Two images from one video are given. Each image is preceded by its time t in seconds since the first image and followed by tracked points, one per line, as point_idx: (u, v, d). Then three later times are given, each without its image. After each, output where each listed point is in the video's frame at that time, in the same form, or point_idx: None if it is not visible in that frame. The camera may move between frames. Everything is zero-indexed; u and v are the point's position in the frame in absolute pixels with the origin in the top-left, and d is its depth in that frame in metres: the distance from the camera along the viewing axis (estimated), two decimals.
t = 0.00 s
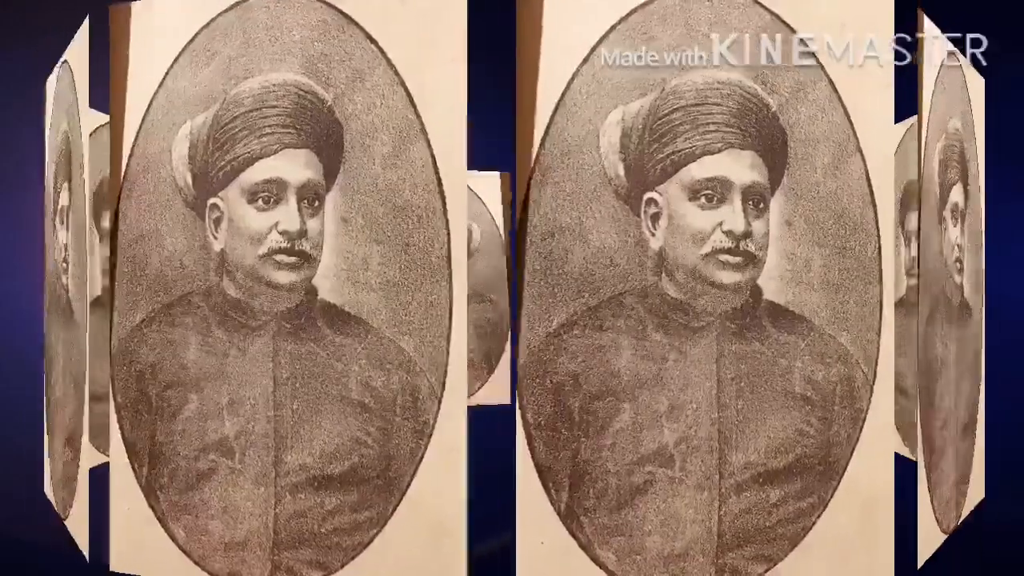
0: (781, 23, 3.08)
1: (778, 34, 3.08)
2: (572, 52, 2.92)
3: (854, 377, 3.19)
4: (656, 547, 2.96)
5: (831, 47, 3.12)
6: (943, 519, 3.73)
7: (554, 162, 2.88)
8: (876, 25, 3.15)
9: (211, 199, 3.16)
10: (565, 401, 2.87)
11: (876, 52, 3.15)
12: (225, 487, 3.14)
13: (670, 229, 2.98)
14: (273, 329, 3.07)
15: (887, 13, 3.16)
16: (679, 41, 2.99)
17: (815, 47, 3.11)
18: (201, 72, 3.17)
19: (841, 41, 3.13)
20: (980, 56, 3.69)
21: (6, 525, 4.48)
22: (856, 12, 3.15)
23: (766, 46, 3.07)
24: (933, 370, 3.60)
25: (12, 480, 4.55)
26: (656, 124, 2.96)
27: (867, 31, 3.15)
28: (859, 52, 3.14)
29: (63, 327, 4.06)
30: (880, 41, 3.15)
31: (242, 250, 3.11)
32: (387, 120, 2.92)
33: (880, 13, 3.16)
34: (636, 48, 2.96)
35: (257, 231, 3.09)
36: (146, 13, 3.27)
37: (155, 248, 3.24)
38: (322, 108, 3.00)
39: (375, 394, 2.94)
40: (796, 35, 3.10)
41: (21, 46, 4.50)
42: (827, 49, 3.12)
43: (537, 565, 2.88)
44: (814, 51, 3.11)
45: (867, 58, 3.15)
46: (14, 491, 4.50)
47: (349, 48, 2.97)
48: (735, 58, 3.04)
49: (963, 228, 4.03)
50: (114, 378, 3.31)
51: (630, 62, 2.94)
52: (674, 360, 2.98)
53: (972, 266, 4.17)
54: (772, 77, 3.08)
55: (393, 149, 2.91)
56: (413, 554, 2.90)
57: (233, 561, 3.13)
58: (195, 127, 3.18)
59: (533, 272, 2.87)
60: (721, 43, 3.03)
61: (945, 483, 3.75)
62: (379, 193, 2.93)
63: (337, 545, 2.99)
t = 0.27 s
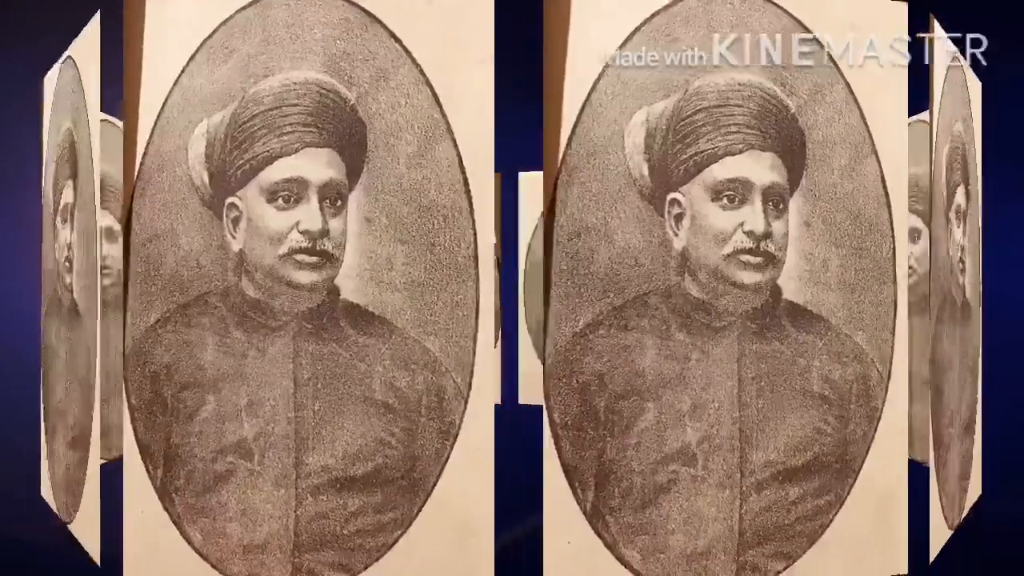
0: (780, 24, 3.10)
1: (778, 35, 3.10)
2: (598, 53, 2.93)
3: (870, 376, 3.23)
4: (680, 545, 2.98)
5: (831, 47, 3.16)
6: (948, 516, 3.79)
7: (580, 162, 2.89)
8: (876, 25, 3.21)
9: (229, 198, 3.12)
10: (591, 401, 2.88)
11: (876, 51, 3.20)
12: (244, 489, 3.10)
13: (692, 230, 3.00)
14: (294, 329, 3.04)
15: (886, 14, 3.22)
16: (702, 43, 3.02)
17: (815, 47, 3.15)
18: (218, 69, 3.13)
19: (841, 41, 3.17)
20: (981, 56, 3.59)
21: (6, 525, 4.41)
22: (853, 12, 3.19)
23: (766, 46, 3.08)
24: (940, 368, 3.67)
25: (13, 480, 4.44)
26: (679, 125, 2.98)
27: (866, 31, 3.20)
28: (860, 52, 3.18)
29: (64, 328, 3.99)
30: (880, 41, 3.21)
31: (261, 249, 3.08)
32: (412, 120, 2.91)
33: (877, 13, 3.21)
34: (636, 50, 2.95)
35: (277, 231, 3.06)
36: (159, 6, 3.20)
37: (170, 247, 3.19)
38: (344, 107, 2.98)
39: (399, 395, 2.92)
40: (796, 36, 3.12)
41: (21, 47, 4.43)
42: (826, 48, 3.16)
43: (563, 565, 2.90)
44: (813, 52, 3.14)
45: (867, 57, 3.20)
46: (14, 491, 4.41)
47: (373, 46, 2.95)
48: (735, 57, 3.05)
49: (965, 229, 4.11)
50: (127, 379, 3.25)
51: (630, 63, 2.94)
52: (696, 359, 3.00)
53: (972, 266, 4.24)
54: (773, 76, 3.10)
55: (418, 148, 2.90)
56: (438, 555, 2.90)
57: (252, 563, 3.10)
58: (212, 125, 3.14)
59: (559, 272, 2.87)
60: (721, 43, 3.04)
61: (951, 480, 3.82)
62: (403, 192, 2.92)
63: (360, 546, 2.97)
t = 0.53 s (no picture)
0: (780, 25, 3.11)
1: (778, 35, 3.11)
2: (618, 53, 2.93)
3: (881, 375, 3.27)
4: (698, 544, 3.00)
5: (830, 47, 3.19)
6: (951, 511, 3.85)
7: (600, 162, 2.90)
8: (875, 25, 3.26)
9: (243, 197, 3.09)
10: (611, 401, 2.89)
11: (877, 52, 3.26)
12: (259, 490, 3.08)
13: (710, 230, 3.01)
14: (311, 329, 3.02)
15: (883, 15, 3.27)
16: (719, 45, 3.03)
17: (815, 47, 3.17)
18: (233, 68, 3.10)
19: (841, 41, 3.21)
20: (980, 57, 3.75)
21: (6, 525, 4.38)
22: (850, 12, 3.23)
23: (766, 47, 3.09)
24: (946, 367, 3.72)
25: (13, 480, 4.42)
26: (697, 126, 3.00)
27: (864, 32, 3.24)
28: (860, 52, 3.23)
29: (66, 329, 3.93)
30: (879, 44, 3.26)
31: (277, 249, 3.06)
32: (431, 119, 2.90)
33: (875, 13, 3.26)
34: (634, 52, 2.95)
35: (294, 230, 3.04)
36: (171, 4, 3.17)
37: (182, 247, 3.16)
38: (362, 106, 2.97)
39: (418, 395, 2.91)
40: (796, 36, 3.14)
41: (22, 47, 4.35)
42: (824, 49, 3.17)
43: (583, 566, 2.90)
44: (811, 52, 3.16)
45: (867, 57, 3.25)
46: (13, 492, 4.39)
47: (392, 45, 2.94)
48: (735, 57, 3.05)
49: (965, 230, 4.17)
50: (138, 380, 3.22)
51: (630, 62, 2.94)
52: (714, 358, 3.02)
53: (971, 267, 4.31)
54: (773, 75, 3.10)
55: (438, 148, 2.89)
56: (459, 555, 2.89)
57: (268, 565, 3.08)
58: (226, 124, 3.11)
59: (580, 272, 2.88)
60: (721, 43, 3.03)
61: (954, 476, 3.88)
62: (422, 192, 2.91)
63: (379, 547, 2.96)
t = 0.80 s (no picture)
0: (780, 25, 3.12)
1: (778, 35, 3.12)
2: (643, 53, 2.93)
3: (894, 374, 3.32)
4: (719, 542, 3.02)
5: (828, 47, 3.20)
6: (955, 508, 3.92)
7: (627, 161, 2.90)
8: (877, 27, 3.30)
9: (263, 196, 3.07)
10: (636, 401, 2.90)
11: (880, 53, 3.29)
12: (279, 493, 3.05)
13: (731, 230, 3.04)
14: (333, 330, 3.00)
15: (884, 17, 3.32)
16: (740, 47, 3.06)
17: (814, 47, 3.18)
18: (252, 65, 3.07)
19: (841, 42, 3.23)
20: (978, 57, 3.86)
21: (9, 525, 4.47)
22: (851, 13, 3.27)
23: (766, 46, 3.10)
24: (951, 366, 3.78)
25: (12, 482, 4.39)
26: (719, 127, 3.02)
27: (865, 32, 3.28)
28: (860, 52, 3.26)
29: (69, 330, 3.87)
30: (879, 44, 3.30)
31: (298, 249, 3.04)
32: (457, 119, 2.89)
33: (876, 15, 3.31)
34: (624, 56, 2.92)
35: (315, 230, 3.02)
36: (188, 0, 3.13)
37: (200, 247, 3.12)
38: (386, 105, 2.95)
39: (444, 395, 2.90)
40: (795, 36, 3.15)
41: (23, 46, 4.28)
42: (826, 49, 3.20)
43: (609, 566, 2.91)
44: (812, 51, 3.17)
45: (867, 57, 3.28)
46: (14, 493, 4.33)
47: (416, 45, 2.93)
48: (736, 57, 3.05)
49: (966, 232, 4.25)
50: (154, 382, 3.18)
51: (630, 62, 2.91)
52: (735, 358, 3.04)
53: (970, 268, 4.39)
54: (773, 74, 3.11)
55: (463, 147, 2.89)
56: (484, 556, 2.90)
57: (288, 568, 3.05)
58: (245, 122, 3.08)
59: (606, 272, 2.88)
60: (721, 43, 3.03)
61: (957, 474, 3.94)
62: (448, 192, 2.90)
63: (403, 549, 2.94)
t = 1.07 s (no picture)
0: (781, 26, 3.14)
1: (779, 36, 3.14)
2: (664, 55, 2.94)
3: (905, 373, 3.36)
4: (739, 540, 3.04)
5: (827, 47, 3.22)
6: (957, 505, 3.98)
7: (650, 161, 2.92)
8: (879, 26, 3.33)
9: (281, 195, 3.04)
10: (659, 400, 2.91)
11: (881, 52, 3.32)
12: (298, 494, 3.03)
13: (750, 230, 3.06)
14: (353, 330, 2.98)
15: (886, 16, 3.35)
16: (758, 50, 3.09)
17: (814, 47, 3.20)
18: (270, 63, 3.05)
19: (840, 42, 3.25)
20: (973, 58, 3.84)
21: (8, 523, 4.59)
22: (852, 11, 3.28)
23: (766, 47, 3.10)
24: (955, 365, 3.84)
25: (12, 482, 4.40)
26: (738, 129, 3.05)
27: (866, 31, 3.30)
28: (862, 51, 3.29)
29: (73, 331, 3.81)
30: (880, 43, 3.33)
31: (317, 249, 3.01)
32: (480, 118, 2.89)
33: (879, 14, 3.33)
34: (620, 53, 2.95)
35: (334, 230, 3.00)
36: None
37: (216, 246, 3.09)
38: (408, 104, 2.94)
39: (466, 396, 2.90)
40: (796, 36, 3.17)
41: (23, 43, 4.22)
42: (825, 50, 3.22)
43: (633, 564, 2.93)
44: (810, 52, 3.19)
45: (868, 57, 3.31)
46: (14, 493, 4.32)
47: (438, 44, 2.92)
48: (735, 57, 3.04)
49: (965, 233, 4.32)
50: (168, 383, 3.14)
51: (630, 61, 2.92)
52: (754, 357, 3.06)
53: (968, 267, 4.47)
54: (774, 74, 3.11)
55: (486, 147, 2.88)
56: (508, 556, 2.90)
57: (306, 570, 3.03)
58: (263, 121, 3.05)
59: (629, 272, 2.89)
60: (721, 43, 3.02)
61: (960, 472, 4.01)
62: (471, 192, 2.90)
63: (425, 549, 2.93)
